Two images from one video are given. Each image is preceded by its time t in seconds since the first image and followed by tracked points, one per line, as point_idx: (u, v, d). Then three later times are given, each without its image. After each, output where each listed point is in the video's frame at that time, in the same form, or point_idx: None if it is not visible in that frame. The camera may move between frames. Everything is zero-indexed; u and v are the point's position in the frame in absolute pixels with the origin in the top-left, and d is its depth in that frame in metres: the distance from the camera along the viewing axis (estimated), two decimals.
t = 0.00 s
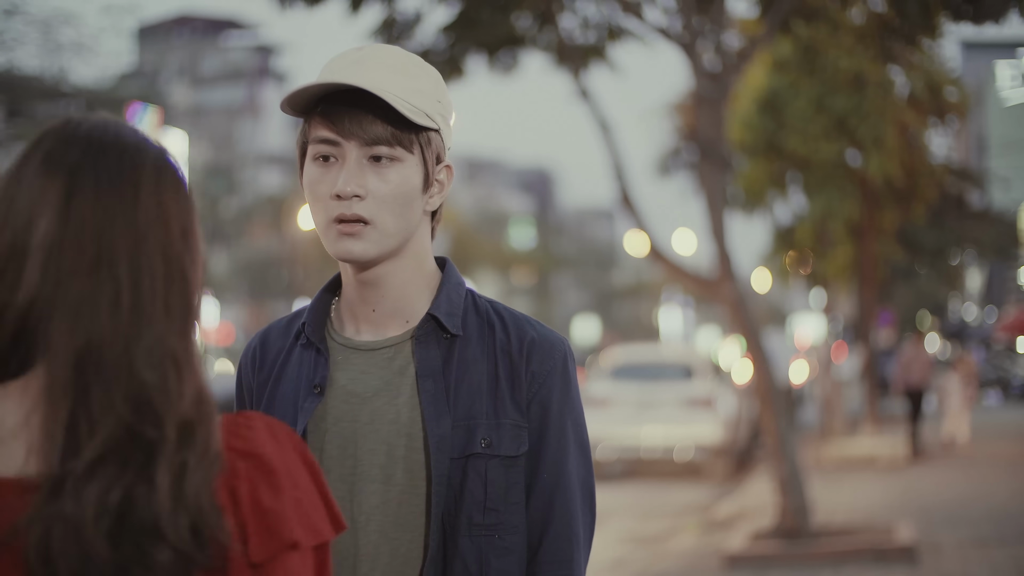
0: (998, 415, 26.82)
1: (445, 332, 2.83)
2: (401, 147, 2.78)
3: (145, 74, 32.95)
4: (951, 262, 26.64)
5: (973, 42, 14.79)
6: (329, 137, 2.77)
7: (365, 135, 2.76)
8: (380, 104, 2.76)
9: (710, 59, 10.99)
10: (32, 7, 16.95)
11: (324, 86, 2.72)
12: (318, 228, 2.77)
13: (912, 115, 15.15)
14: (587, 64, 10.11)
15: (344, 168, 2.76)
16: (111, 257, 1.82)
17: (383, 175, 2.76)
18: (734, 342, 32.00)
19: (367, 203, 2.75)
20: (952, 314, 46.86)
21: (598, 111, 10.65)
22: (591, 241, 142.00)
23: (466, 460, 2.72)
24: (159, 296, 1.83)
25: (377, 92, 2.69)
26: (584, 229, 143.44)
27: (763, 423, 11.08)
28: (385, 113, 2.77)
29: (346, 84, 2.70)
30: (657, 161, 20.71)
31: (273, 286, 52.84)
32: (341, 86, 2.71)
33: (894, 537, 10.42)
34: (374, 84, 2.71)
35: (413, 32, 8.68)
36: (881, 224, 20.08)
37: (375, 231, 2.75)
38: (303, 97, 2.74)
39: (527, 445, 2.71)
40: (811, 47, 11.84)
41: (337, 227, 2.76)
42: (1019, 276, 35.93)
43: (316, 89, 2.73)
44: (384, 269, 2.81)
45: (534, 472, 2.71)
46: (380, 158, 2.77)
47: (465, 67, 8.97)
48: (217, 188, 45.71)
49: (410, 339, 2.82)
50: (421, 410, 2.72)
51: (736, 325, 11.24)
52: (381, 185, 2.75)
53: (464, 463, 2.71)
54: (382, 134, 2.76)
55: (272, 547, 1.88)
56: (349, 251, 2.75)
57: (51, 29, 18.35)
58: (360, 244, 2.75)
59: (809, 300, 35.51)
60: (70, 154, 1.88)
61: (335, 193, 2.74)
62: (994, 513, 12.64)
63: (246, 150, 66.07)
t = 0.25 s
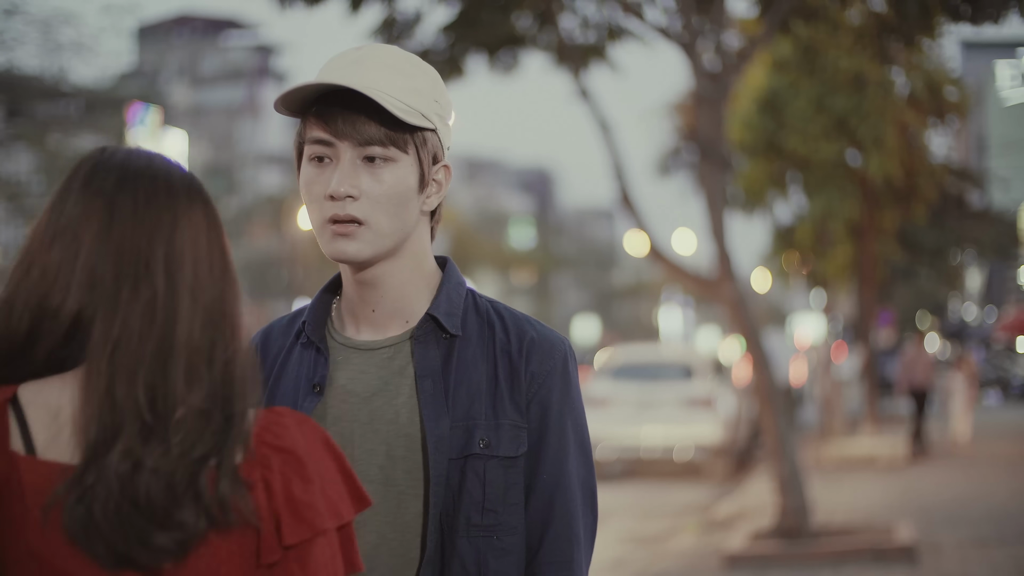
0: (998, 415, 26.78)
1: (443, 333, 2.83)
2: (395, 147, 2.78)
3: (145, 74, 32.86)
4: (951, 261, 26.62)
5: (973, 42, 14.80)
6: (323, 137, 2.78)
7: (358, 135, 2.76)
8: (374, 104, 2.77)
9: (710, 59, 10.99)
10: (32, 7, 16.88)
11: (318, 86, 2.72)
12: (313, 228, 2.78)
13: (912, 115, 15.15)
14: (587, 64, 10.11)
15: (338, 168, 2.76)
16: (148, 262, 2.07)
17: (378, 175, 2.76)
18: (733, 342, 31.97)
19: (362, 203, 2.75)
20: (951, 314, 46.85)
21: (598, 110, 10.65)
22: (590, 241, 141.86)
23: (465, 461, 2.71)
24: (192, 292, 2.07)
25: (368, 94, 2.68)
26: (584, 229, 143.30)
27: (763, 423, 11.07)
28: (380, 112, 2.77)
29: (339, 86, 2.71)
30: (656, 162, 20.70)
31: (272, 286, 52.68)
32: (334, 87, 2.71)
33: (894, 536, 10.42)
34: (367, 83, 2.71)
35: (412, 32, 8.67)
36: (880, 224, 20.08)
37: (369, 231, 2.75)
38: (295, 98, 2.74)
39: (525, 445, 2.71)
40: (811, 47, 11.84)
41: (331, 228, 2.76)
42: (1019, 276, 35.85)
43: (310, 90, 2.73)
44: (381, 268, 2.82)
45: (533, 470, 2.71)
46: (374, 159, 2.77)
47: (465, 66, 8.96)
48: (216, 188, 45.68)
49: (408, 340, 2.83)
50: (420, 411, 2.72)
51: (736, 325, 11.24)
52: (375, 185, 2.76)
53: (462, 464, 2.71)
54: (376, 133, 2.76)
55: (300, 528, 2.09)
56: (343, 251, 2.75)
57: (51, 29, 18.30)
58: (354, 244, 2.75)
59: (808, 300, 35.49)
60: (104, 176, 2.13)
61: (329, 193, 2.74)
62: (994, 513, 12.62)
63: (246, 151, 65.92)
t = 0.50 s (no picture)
0: (998, 415, 26.77)
1: (443, 333, 2.84)
2: (391, 147, 2.77)
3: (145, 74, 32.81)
4: (951, 261, 26.62)
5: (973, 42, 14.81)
6: (319, 138, 2.78)
7: (353, 135, 2.76)
8: (370, 104, 2.76)
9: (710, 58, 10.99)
10: (32, 6, 16.85)
11: (313, 87, 2.72)
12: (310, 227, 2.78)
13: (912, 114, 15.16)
14: (587, 63, 10.12)
15: (334, 168, 2.76)
16: (181, 238, 2.30)
17: (373, 176, 2.76)
18: (733, 342, 31.96)
19: (358, 203, 2.74)
20: (951, 314, 46.85)
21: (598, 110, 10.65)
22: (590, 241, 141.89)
23: (462, 461, 2.72)
24: (222, 266, 2.31)
25: (363, 93, 2.68)
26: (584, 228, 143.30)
27: (763, 422, 11.07)
28: (376, 112, 2.76)
29: (334, 85, 2.71)
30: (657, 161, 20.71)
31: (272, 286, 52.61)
32: (329, 86, 2.71)
33: (894, 536, 10.43)
34: (363, 83, 2.71)
35: (412, 32, 8.67)
36: (880, 224, 20.08)
37: (365, 232, 2.75)
38: (291, 99, 2.75)
39: (523, 445, 2.70)
40: (811, 45, 11.86)
41: (328, 228, 2.76)
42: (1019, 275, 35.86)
43: (306, 90, 2.73)
44: (380, 269, 2.82)
45: (531, 470, 2.70)
46: (370, 159, 2.77)
47: (465, 66, 8.98)
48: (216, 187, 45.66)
49: (407, 341, 2.83)
50: (418, 413, 2.74)
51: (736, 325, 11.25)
52: (371, 184, 2.75)
53: (459, 464, 2.71)
54: (372, 132, 2.75)
55: (346, 475, 2.38)
56: (339, 252, 2.75)
57: (51, 29, 18.28)
58: (349, 244, 2.74)
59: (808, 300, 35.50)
60: (126, 164, 2.34)
61: (324, 194, 2.74)
62: (993, 513, 12.63)
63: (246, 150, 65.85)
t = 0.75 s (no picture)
0: (1003, 414, 26.67)
1: (450, 337, 2.83)
2: (393, 169, 2.76)
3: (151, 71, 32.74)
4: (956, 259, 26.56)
5: (978, 39, 14.78)
6: (323, 164, 2.79)
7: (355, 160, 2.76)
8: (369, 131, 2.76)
9: (715, 57, 10.94)
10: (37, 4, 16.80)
11: (313, 118, 2.74)
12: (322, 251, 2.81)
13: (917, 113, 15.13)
14: (592, 62, 10.08)
15: (340, 192, 2.77)
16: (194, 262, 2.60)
17: (377, 197, 2.76)
18: (738, 340, 31.93)
19: (365, 226, 2.75)
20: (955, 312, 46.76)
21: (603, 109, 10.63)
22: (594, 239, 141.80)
23: (456, 460, 2.71)
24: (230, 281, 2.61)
25: (359, 124, 2.68)
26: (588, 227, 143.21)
27: (768, 421, 11.04)
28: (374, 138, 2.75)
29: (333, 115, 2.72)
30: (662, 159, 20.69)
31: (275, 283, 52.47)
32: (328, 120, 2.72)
33: (899, 535, 10.41)
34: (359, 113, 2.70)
35: (417, 30, 8.64)
36: (885, 222, 20.05)
37: (372, 253, 2.76)
38: (295, 129, 2.77)
39: (516, 444, 2.65)
40: (815, 42, 11.84)
41: (339, 251, 2.78)
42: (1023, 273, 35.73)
43: (309, 120, 2.75)
44: (392, 285, 2.85)
45: (525, 470, 2.65)
46: (375, 181, 2.76)
47: (469, 64, 8.98)
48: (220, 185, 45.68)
49: (415, 346, 2.89)
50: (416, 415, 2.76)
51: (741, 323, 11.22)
52: (376, 207, 2.75)
53: (452, 463, 2.71)
54: (375, 156, 2.75)
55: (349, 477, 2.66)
56: (349, 274, 2.78)
57: (55, 26, 18.25)
58: (358, 266, 2.77)
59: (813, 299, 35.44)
60: (143, 189, 2.62)
61: (331, 219, 2.76)
62: (997, 512, 12.57)
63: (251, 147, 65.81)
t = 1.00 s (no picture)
0: (1002, 415, 26.69)
1: (456, 325, 2.85)
2: (410, 148, 2.78)
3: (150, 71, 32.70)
4: (955, 260, 26.60)
5: (978, 39, 14.82)
6: (343, 143, 2.83)
7: (373, 138, 2.80)
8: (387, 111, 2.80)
9: (715, 56, 10.97)
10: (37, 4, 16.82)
11: (338, 95, 2.79)
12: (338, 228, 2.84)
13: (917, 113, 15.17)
14: (591, 61, 10.12)
15: (357, 170, 2.81)
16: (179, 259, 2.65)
17: (393, 175, 2.79)
18: (736, 340, 32.00)
19: (380, 202, 2.78)
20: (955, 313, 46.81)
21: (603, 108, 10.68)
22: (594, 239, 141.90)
23: (455, 445, 2.72)
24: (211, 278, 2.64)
25: (380, 100, 2.72)
26: (587, 227, 143.26)
27: (766, 421, 11.07)
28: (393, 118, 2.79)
29: (353, 93, 2.77)
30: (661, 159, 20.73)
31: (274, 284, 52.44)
32: (350, 95, 2.76)
33: (896, 534, 10.43)
34: (381, 89, 2.75)
35: (417, 30, 8.69)
36: (884, 222, 20.09)
37: (385, 230, 2.79)
38: (317, 108, 2.83)
39: (513, 427, 2.66)
40: (815, 42, 11.86)
41: (354, 227, 2.81)
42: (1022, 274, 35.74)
43: (331, 98, 2.80)
44: (404, 265, 2.88)
45: (522, 452, 2.65)
46: (392, 161, 2.79)
47: (469, 64, 9.03)
48: (220, 186, 45.77)
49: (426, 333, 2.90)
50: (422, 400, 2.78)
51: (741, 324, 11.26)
52: (391, 185, 2.78)
53: (452, 448, 2.72)
54: (394, 136, 2.78)
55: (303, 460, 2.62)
56: (363, 249, 2.80)
57: (55, 26, 18.27)
58: (370, 241, 2.79)
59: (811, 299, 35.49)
60: (136, 189, 2.70)
61: (347, 195, 2.80)
62: (996, 513, 12.59)
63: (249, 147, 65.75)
